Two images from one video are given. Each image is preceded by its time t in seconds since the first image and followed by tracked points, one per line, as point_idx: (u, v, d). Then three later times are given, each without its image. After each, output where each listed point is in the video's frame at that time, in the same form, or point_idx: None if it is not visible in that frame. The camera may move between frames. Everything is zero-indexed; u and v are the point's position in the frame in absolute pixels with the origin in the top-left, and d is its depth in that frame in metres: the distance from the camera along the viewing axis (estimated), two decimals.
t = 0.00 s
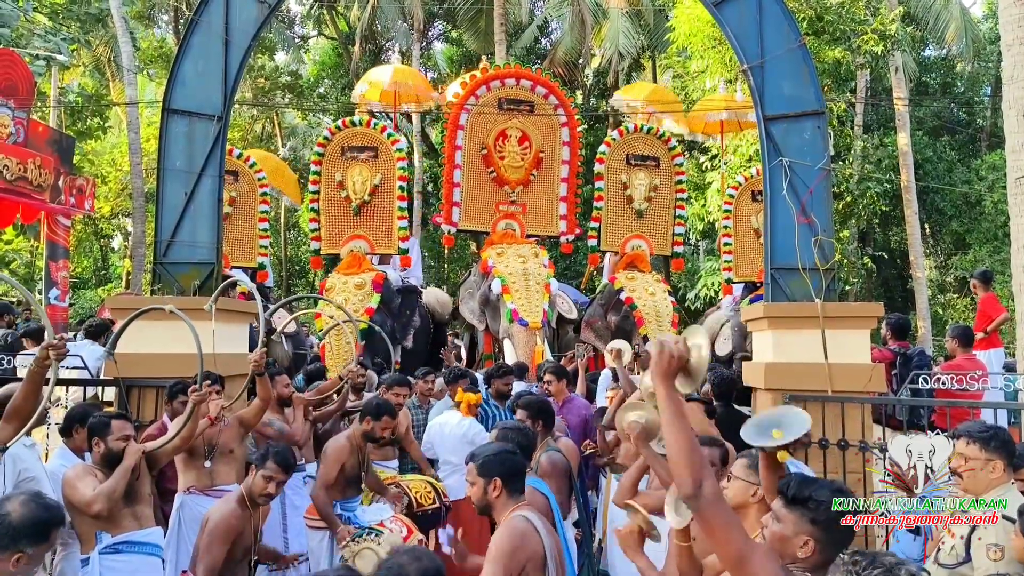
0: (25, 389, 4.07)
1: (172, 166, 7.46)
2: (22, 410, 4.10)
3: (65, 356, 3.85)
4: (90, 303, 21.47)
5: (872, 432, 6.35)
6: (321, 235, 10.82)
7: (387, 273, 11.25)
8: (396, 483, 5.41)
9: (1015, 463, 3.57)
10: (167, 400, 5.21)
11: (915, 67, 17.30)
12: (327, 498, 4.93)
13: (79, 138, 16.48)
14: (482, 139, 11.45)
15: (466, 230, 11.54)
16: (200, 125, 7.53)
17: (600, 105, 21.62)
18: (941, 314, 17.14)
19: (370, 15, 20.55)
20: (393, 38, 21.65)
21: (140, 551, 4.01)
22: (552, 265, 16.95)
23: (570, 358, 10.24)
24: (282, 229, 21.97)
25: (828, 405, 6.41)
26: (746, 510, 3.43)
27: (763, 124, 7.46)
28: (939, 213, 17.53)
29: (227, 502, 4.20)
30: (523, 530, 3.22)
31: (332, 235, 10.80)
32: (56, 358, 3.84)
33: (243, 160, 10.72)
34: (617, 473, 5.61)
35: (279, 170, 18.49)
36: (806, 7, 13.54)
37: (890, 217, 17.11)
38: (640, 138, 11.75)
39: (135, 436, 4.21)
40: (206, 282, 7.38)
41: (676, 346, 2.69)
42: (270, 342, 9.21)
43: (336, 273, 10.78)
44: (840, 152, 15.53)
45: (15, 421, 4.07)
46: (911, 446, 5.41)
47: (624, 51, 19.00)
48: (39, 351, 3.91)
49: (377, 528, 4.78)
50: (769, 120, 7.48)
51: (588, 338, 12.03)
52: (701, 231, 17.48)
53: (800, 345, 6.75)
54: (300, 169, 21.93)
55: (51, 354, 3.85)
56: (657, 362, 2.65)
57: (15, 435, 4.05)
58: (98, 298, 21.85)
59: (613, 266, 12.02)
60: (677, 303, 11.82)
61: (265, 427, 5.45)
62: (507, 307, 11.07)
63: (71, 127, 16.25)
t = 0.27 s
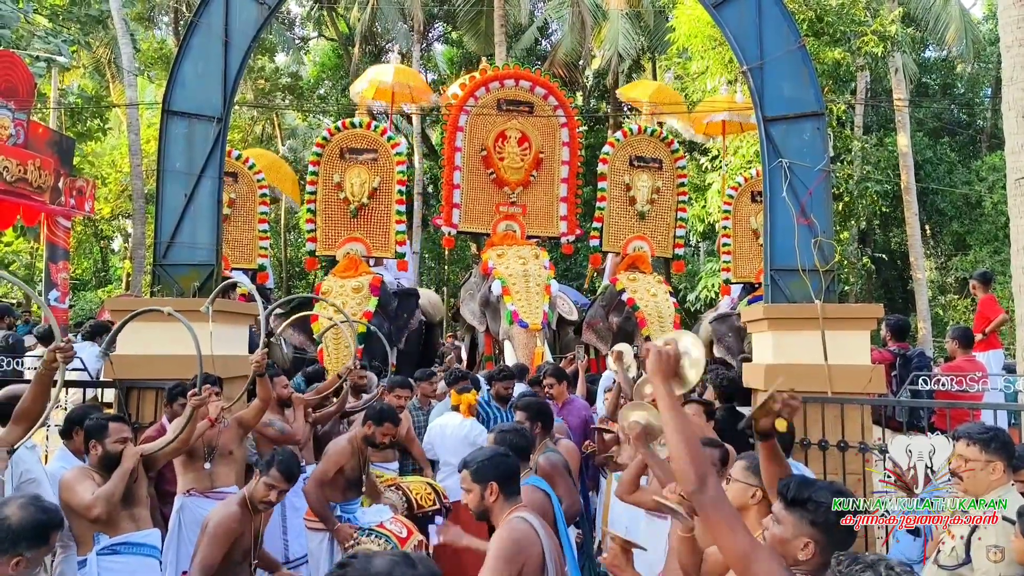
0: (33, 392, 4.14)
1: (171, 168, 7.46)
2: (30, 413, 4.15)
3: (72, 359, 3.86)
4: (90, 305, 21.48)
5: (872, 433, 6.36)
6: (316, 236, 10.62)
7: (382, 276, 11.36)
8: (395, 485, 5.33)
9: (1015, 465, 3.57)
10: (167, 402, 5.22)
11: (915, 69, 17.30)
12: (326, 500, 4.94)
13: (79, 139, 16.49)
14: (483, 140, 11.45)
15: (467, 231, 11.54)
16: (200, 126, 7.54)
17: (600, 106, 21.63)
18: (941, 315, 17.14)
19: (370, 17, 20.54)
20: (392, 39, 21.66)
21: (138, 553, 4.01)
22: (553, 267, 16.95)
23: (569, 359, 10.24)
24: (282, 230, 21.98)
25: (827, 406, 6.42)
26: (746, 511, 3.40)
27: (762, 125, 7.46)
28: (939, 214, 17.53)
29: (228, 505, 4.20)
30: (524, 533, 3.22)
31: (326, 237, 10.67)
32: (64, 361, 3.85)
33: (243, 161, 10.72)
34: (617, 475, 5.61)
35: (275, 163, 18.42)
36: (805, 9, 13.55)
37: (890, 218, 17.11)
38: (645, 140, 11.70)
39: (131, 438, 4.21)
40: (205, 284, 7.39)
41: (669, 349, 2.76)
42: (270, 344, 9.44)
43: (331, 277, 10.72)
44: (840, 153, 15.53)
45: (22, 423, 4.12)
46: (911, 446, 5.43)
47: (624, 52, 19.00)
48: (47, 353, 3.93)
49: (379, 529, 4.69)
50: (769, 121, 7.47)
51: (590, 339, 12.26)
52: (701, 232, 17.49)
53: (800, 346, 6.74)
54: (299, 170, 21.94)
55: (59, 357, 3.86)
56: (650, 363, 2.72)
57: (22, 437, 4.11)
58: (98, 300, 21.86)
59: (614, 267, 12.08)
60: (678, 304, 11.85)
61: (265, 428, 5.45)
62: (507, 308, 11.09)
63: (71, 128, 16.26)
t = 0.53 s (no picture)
0: (44, 395, 4.14)
1: (171, 170, 7.47)
2: (41, 416, 4.17)
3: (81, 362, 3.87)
4: (89, 307, 21.48)
5: (871, 435, 6.36)
6: (312, 238, 10.58)
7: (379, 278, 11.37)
8: (394, 487, 5.34)
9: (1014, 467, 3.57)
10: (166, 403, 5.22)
11: (914, 70, 17.32)
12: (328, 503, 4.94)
13: (79, 141, 16.50)
14: (483, 142, 11.46)
15: (467, 232, 11.54)
16: (200, 128, 7.54)
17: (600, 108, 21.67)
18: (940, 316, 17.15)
19: (369, 19, 20.55)
20: (392, 41, 21.69)
21: (135, 557, 4.04)
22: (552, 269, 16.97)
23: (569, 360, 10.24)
24: (282, 232, 22.00)
25: (826, 407, 6.44)
26: (742, 513, 3.40)
27: (761, 127, 7.47)
28: (938, 216, 17.55)
29: (230, 507, 4.20)
30: (524, 536, 3.21)
31: (322, 239, 10.53)
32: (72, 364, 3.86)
33: (242, 163, 10.73)
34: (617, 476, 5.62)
35: (270, 159, 18.34)
36: (804, 11, 13.57)
37: (889, 220, 17.13)
38: (646, 142, 11.72)
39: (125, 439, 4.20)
40: (204, 286, 7.40)
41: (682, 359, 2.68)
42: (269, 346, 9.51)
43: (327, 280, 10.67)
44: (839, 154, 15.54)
45: (33, 425, 4.15)
46: (911, 446, 5.42)
47: (623, 54, 19.03)
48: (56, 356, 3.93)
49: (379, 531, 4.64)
50: (768, 122, 7.48)
51: (590, 340, 12.32)
52: (701, 233, 17.50)
53: (799, 347, 6.75)
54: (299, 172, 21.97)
55: (69, 359, 3.86)
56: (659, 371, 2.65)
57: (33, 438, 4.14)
58: (97, 301, 21.87)
59: (615, 267, 12.12)
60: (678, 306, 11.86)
61: (265, 428, 5.45)
62: (507, 309, 11.12)
63: (70, 130, 16.27)
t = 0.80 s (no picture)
0: (53, 397, 4.19)
1: (170, 172, 7.47)
2: (50, 417, 4.24)
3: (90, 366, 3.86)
4: (88, 308, 21.47)
5: (869, 436, 6.38)
6: (306, 240, 10.51)
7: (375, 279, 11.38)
8: (394, 489, 5.36)
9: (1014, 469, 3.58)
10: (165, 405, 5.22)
11: (913, 72, 17.34)
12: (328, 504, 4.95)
13: (77, 142, 16.49)
14: (483, 143, 11.45)
15: (467, 234, 11.55)
16: (199, 129, 7.54)
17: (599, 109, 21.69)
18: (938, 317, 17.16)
19: (368, 20, 20.55)
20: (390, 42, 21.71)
21: (127, 561, 4.01)
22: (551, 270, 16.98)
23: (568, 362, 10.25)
24: (281, 233, 22.01)
25: (825, 409, 6.45)
26: (742, 514, 3.40)
27: (760, 129, 7.48)
28: (937, 217, 17.57)
29: (231, 510, 4.21)
30: (524, 538, 3.22)
31: (316, 241, 10.54)
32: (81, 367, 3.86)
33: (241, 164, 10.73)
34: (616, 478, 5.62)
35: (263, 157, 18.35)
36: (803, 12, 13.57)
37: (887, 221, 17.15)
38: (646, 143, 11.71)
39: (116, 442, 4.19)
40: (203, 287, 7.41)
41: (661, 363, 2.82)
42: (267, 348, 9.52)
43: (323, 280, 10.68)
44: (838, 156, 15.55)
45: (42, 426, 4.22)
46: (911, 445, 5.40)
47: (622, 55, 19.04)
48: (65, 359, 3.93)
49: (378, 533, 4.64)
50: (767, 124, 7.49)
51: (589, 341, 12.35)
52: (699, 235, 17.51)
53: (798, 349, 6.76)
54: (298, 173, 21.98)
55: (77, 363, 3.86)
56: (639, 369, 2.82)
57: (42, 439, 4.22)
58: (96, 303, 21.85)
59: (614, 269, 12.17)
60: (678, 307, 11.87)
61: (267, 428, 5.45)
62: (507, 311, 11.14)
63: (69, 131, 16.27)
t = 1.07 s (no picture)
0: (55, 398, 4.28)
1: (169, 173, 7.47)
2: (53, 418, 4.34)
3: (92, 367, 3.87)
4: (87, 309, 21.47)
5: (868, 438, 6.38)
6: (302, 241, 10.47)
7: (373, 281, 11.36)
8: (394, 490, 5.36)
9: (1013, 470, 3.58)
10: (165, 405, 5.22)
11: (911, 74, 17.38)
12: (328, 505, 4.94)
13: (76, 143, 16.49)
14: (484, 144, 11.44)
15: (467, 235, 11.55)
16: (198, 131, 7.54)
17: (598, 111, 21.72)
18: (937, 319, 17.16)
19: (368, 22, 20.56)
20: (390, 44, 21.73)
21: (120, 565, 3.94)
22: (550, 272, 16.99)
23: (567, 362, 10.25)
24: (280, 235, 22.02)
25: (824, 410, 6.46)
26: (738, 515, 3.39)
27: (759, 130, 7.49)
28: (936, 218, 17.59)
29: (231, 512, 4.20)
30: (523, 538, 3.22)
31: (312, 242, 10.50)
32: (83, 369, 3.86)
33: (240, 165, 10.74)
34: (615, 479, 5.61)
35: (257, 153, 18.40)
36: (801, 14, 13.58)
37: (886, 222, 17.17)
38: (645, 145, 11.72)
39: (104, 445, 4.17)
40: (202, 289, 7.40)
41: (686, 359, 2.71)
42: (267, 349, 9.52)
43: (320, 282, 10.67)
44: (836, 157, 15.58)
45: (44, 427, 4.32)
46: (911, 445, 5.39)
47: (621, 57, 19.07)
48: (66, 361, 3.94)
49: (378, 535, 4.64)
50: (765, 126, 7.49)
51: (588, 342, 12.36)
52: (698, 236, 17.53)
53: (797, 350, 6.77)
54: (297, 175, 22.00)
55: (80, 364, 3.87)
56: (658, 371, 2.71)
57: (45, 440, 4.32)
58: (95, 304, 21.84)
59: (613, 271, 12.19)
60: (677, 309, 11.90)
61: (269, 429, 5.45)
62: (506, 313, 11.14)
63: (68, 132, 16.27)
